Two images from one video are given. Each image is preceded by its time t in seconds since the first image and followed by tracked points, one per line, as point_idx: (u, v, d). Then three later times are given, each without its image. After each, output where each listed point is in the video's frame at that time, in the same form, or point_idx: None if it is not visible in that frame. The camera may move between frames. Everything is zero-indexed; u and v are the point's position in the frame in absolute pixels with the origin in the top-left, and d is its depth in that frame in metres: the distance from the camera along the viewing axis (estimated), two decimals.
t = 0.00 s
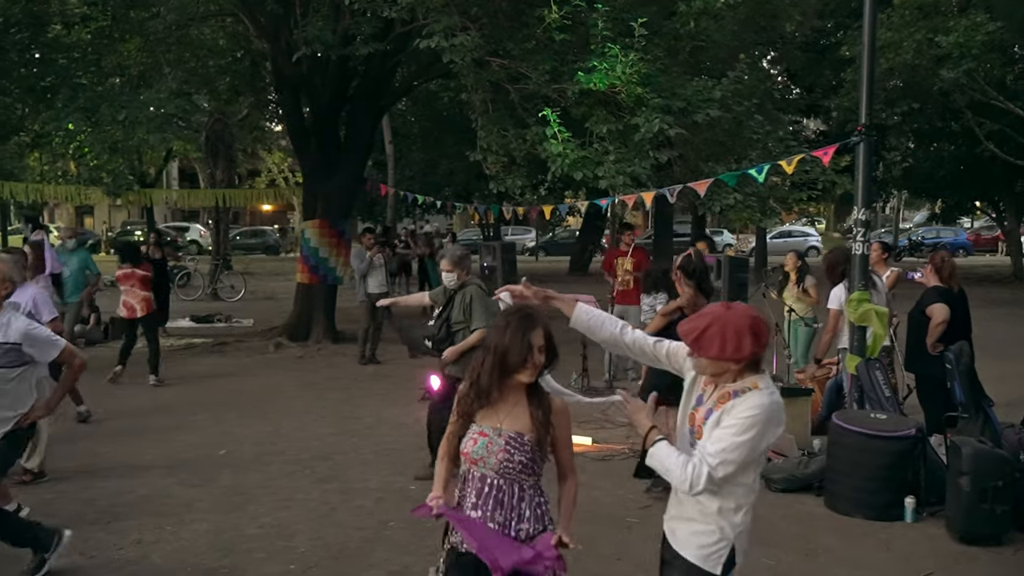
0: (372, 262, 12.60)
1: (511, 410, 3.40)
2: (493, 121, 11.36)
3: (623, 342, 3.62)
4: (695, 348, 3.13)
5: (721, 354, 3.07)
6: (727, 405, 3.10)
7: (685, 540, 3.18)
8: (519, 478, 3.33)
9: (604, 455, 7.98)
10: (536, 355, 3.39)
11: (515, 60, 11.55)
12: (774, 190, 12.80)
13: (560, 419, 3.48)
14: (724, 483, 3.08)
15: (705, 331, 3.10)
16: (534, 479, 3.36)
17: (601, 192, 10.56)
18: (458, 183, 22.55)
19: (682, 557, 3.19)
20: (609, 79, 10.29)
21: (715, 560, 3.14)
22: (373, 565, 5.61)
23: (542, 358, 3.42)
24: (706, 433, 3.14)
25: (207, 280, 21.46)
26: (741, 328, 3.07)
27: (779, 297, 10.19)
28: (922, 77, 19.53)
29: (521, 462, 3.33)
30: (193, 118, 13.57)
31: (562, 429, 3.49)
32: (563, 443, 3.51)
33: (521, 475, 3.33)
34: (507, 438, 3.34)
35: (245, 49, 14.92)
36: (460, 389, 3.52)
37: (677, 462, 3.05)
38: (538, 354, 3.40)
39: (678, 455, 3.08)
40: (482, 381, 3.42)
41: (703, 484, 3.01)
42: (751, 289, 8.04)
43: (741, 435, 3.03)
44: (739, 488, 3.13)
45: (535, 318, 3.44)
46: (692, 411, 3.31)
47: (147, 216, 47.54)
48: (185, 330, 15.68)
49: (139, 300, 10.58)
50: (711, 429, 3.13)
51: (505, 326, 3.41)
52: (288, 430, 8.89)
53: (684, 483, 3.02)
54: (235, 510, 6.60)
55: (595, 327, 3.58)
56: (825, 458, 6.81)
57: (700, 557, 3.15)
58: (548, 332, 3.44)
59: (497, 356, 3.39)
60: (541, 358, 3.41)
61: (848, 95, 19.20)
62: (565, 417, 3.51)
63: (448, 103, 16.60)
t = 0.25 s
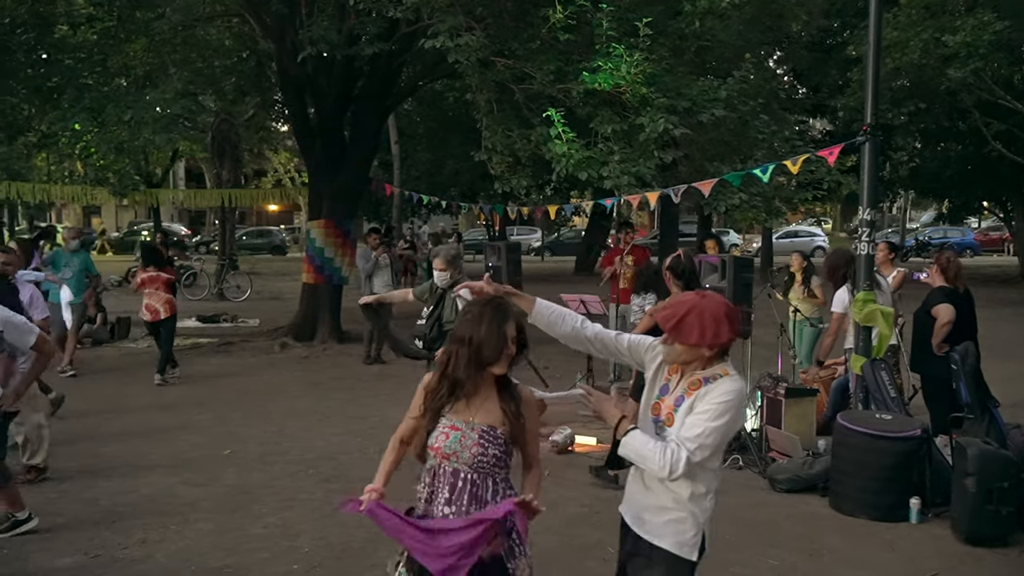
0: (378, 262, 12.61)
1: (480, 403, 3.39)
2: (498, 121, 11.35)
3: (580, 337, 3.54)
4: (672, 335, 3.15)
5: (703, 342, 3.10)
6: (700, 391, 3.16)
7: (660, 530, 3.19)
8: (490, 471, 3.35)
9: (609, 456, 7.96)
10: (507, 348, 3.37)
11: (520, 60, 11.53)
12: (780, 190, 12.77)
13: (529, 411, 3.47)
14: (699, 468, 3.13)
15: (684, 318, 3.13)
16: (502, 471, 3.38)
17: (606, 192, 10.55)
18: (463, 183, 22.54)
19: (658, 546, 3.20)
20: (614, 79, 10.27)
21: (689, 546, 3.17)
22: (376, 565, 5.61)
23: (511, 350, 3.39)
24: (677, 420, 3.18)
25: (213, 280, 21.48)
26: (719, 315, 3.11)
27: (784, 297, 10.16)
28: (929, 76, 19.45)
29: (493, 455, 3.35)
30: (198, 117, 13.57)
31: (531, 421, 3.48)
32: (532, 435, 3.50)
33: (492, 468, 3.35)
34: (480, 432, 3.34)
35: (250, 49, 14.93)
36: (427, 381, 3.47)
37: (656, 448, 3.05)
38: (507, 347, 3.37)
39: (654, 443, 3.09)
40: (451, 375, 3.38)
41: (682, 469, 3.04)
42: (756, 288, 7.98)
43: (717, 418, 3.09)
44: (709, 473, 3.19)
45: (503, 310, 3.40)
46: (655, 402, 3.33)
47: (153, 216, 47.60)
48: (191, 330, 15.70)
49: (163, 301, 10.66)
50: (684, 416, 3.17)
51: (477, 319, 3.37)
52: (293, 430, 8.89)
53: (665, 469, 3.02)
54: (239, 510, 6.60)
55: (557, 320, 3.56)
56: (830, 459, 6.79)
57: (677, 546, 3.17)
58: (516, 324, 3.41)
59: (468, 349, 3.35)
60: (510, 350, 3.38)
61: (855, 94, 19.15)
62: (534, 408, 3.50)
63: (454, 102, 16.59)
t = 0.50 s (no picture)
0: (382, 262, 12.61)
1: (435, 408, 3.20)
2: (503, 121, 11.35)
3: (536, 338, 3.47)
4: (641, 335, 3.13)
5: (673, 341, 3.10)
6: (664, 391, 3.16)
7: (632, 530, 3.16)
8: (447, 478, 3.17)
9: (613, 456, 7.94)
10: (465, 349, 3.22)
11: (525, 60, 11.53)
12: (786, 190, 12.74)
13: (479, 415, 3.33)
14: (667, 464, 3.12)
15: (653, 318, 3.11)
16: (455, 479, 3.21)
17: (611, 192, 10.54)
18: (469, 183, 22.54)
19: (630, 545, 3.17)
20: (618, 79, 10.26)
21: (662, 543, 3.18)
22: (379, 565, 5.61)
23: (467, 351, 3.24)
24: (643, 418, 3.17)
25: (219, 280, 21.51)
26: (685, 314, 3.13)
27: (789, 297, 10.14)
28: (935, 75, 19.39)
29: (451, 460, 3.18)
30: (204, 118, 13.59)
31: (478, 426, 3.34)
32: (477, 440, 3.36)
33: (448, 475, 3.17)
34: (438, 437, 3.15)
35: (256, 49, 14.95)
36: (373, 385, 3.20)
37: (625, 446, 3.00)
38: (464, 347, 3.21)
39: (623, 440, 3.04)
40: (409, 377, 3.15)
41: (652, 464, 3.01)
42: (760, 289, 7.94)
43: (684, 414, 3.11)
44: (673, 468, 3.21)
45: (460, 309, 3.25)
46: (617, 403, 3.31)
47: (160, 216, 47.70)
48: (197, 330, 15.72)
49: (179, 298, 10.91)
50: (650, 414, 3.16)
51: (436, 320, 3.18)
52: (297, 430, 8.89)
53: (635, 465, 2.98)
54: (242, 510, 6.61)
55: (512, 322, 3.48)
56: (834, 459, 6.77)
57: (651, 543, 3.16)
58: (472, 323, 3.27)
59: (427, 351, 3.15)
60: (467, 351, 3.23)
61: (860, 94, 19.12)
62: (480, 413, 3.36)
63: (459, 102, 16.60)
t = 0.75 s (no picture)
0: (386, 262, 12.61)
1: (411, 415, 3.09)
2: (507, 122, 11.35)
3: (485, 341, 3.44)
4: (593, 340, 3.10)
5: (625, 347, 3.08)
6: (612, 395, 3.17)
7: (578, 530, 3.18)
8: (428, 483, 3.11)
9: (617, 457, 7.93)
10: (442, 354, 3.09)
11: (529, 60, 11.52)
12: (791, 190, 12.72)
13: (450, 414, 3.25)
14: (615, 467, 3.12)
15: (605, 323, 3.09)
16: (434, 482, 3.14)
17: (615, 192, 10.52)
18: (474, 183, 22.54)
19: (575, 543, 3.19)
20: (623, 79, 10.24)
21: (603, 541, 3.23)
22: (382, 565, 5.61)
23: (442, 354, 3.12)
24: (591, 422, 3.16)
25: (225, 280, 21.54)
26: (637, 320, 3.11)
27: (793, 297, 10.11)
28: (942, 75, 19.33)
29: (434, 465, 3.11)
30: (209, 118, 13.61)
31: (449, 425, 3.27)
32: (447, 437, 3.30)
33: (429, 480, 3.11)
34: (421, 444, 3.07)
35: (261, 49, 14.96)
36: (348, 398, 3.03)
37: (576, 451, 2.95)
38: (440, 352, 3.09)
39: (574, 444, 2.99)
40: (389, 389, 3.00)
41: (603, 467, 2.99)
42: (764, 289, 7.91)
43: (632, 418, 3.12)
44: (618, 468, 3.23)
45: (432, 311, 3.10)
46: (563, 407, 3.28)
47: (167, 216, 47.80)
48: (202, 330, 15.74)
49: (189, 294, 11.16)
50: (598, 419, 3.16)
51: (410, 326, 3.02)
52: (301, 431, 8.90)
53: (587, 469, 2.94)
54: (245, 511, 6.61)
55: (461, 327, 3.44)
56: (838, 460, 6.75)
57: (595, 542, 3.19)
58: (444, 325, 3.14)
59: (403, 359, 3.00)
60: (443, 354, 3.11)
61: (866, 93, 19.08)
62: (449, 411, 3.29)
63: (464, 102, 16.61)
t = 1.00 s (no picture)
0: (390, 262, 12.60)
1: (411, 417, 3.02)
2: (512, 121, 11.35)
3: (445, 346, 3.38)
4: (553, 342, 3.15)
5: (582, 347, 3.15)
6: (570, 397, 3.20)
7: (538, 532, 3.18)
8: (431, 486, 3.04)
9: (620, 457, 7.91)
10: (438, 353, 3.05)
11: (533, 59, 11.50)
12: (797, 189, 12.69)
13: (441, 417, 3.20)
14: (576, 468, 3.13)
15: (564, 324, 3.15)
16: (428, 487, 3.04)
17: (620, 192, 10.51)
18: (480, 183, 22.55)
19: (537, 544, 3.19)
20: (627, 79, 10.23)
21: (559, 542, 3.24)
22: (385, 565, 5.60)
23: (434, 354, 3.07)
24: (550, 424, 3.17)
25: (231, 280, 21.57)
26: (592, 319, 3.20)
27: (798, 297, 10.08)
28: (948, 74, 19.28)
29: (435, 467, 3.05)
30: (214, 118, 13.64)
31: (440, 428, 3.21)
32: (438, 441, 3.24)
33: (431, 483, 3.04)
34: (423, 446, 3.00)
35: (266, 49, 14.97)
36: (348, 403, 2.92)
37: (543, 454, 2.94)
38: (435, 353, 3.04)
39: (538, 447, 2.97)
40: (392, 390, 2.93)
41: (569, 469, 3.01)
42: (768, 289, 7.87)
43: (592, 418, 3.15)
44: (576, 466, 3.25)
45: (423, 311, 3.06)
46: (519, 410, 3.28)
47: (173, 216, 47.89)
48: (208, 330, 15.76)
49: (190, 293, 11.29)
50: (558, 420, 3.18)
51: (408, 325, 2.96)
52: (305, 431, 8.90)
53: (554, 471, 2.94)
54: (248, 511, 6.61)
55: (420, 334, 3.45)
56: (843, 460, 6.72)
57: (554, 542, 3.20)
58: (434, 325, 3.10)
59: (403, 358, 2.94)
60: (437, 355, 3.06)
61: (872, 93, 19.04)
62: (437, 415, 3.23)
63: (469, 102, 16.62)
